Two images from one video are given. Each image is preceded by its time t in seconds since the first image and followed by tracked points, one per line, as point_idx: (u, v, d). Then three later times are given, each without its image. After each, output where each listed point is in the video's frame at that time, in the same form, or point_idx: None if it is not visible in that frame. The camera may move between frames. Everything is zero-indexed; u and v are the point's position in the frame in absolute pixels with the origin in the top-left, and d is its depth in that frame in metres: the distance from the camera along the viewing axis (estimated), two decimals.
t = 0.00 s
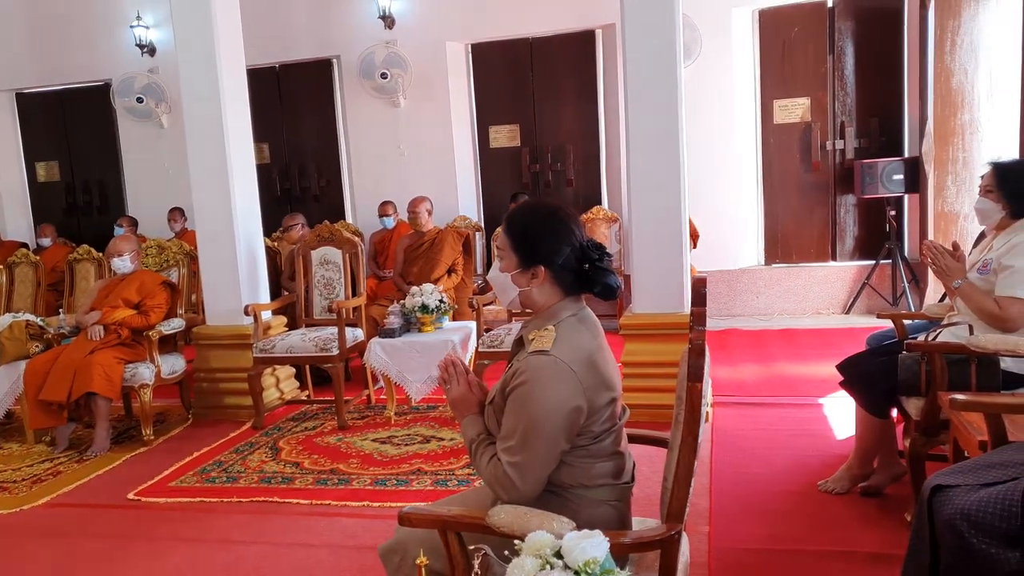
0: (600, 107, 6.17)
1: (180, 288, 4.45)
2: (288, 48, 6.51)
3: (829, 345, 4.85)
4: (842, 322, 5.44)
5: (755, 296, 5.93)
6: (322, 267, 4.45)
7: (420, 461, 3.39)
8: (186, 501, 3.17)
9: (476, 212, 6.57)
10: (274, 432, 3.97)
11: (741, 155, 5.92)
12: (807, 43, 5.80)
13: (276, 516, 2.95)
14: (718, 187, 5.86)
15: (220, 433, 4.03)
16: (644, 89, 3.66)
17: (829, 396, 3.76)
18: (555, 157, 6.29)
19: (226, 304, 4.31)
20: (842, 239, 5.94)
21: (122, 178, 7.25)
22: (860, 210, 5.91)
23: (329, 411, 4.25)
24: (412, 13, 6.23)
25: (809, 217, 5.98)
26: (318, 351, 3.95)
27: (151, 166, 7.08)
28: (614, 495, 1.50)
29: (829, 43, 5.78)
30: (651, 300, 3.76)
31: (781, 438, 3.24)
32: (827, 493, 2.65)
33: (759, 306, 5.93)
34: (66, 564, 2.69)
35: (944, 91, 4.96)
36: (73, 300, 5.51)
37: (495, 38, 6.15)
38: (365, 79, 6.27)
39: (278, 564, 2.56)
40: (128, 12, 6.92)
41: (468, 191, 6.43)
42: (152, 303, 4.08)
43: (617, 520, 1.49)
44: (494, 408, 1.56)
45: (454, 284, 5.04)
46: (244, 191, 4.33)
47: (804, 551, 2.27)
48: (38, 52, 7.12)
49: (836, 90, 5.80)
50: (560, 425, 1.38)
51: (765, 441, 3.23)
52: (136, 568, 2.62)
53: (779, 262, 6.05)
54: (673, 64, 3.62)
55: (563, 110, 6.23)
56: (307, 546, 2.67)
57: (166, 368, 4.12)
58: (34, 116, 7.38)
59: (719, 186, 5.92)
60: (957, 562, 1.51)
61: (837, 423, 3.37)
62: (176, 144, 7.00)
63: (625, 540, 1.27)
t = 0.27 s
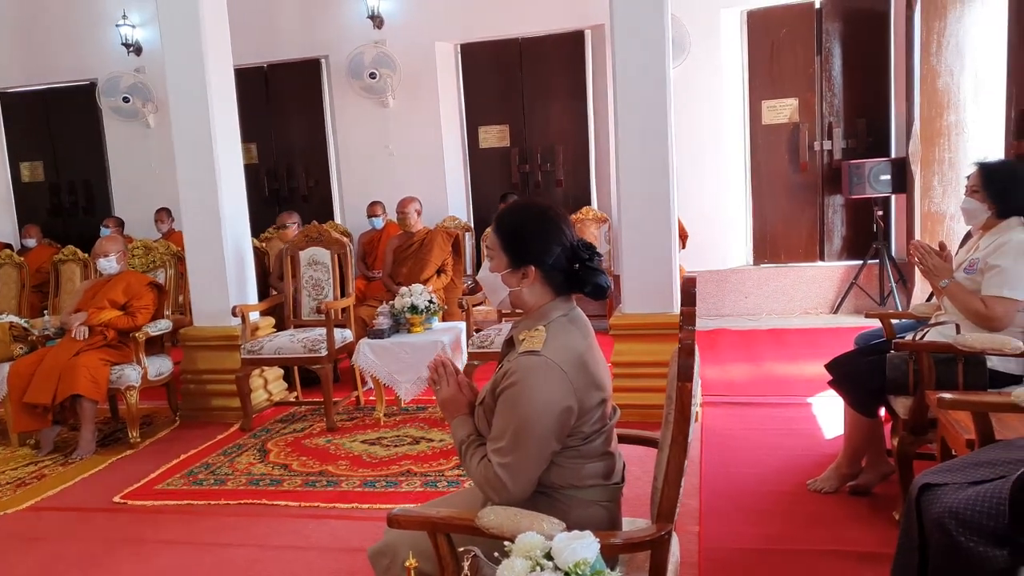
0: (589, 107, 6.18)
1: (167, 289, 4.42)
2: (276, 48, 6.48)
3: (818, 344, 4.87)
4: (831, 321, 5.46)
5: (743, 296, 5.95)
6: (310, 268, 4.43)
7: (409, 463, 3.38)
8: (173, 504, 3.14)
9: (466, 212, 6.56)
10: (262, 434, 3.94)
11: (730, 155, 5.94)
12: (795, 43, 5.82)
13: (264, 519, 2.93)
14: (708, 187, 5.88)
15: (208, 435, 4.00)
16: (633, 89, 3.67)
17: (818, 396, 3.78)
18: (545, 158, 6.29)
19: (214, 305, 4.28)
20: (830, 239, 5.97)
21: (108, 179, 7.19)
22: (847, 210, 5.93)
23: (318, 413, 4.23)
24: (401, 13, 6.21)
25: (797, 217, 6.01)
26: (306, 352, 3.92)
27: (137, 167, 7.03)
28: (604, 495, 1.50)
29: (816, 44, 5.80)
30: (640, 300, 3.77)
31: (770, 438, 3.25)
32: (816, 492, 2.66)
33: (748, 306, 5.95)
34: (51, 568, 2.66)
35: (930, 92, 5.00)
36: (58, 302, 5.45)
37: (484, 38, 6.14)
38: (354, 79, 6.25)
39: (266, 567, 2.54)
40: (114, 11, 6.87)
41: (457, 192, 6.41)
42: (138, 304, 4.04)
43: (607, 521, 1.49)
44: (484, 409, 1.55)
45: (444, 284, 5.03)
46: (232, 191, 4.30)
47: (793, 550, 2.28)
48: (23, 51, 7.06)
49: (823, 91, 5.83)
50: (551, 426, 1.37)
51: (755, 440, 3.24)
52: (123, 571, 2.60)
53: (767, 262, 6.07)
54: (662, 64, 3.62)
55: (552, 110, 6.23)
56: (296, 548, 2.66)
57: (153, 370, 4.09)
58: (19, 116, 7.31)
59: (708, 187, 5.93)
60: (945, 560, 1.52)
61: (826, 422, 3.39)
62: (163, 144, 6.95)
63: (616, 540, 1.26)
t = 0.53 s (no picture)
0: (574, 108, 6.18)
1: (149, 291, 4.38)
2: (259, 48, 6.44)
3: (801, 344, 4.90)
4: (814, 321, 5.51)
5: (727, 297, 5.98)
6: (294, 269, 4.40)
7: (395, 465, 3.36)
8: (155, 508, 3.11)
9: (451, 213, 6.54)
10: (246, 436, 3.92)
11: (714, 157, 5.97)
12: (778, 45, 5.86)
13: (248, 522, 2.90)
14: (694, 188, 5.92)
15: (191, 439, 3.97)
16: (617, 90, 3.68)
17: (801, 395, 3.80)
18: (530, 159, 6.29)
19: (196, 307, 4.24)
20: (813, 240, 6.01)
21: (89, 180, 7.11)
22: (830, 211, 5.98)
23: (303, 415, 4.21)
24: (385, 13, 6.19)
25: (780, 218, 6.05)
26: (290, 354, 3.90)
27: (118, 168, 6.96)
28: (590, 497, 1.49)
29: (799, 46, 5.84)
30: (625, 301, 3.78)
31: (755, 437, 3.27)
32: (800, 491, 2.68)
33: (732, 307, 5.99)
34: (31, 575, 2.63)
35: (911, 94, 5.06)
36: (37, 304, 5.38)
37: (469, 38, 6.13)
38: (338, 79, 6.23)
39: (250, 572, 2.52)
40: (94, 10, 6.79)
41: (442, 193, 6.40)
42: (119, 306, 4.00)
43: (593, 522, 1.49)
44: (471, 411, 1.55)
45: (429, 285, 5.01)
46: (214, 192, 4.26)
47: (778, 549, 2.29)
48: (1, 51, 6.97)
49: (806, 93, 5.86)
50: (537, 428, 1.37)
51: (739, 440, 3.25)
52: None
53: (751, 262, 6.10)
54: (646, 66, 3.63)
55: (537, 111, 6.23)
56: (280, 552, 2.64)
57: (135, 373, 4.05)
58: None
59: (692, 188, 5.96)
60: (929, 558, 1.53)
61: (809, 421, 3.41)
62: (145, 144, 6.89)
63: (602, 542, 1.26)
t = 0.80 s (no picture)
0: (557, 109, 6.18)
1: (127, 293, 4.32)
2: (239, 48, 6.38)
3: (783, 344, 4.93)
4: (795, 321, 5.54)
5: (710, 297, 6.00)
6: (275, 271, 4.37)
7: (377, 468, 3.34)
8: (134, 514, 3.07)
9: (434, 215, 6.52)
10: (227, 440, 3.88)
11: (696, 158, 5.99)
12: (759, 46, 5.88)
13: (228, 528, 2.87)
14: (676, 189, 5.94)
15: (171, 443, 3.92)
16: (599, 91, 3.67)
17: (783, 395, 3.83)
18: (513, 160, 6.28)
19: (176, 310, 4.19)
20: (794, 240, 6.05)
21: (66, 181, 7.01)
22: (811, 212, 6.02)
23: (284, 418, 4.17)
24: (367, 14, 6.16)
25: (762, 218, 6.08)
26: (271, 357, 3.86)
27: (96, 169, 6.87)
28: (573, 500, 1.49)
29: (780, 47, 5.87)
30: (608, 302, 3.78)
31: (737, 437, 3.28)
32: (782, 491, 2.69)
33: (714, 307, 6.01)
34: None
35: (890, 96, 5.10)
36: (12, 307, 5.30)
37: (451, 39, 6.11)
38: (319, 79, 6.19)
39: None
40: (71, 9, 6.70)
41: (424, 194, 6.37)
42: (96, 309, 3.95)
43: (576, 526, 1.48)
44: (453, 414, 1.54)
45: (412, 287, 4.99)
46: (194, 193, 4.22)
47: (761, 550, 2.30)
48: None
49: (787, 94, 5.90)
50: (520, 431, 1.36)
51: (721, 440, 3.26)
52: None
53: (733, 263, 6.13)
54: (628, 68, 3.64)
55: (519, 112, 6.22)
56: (261, 558, 2.61)
57: (114, 377, 3.99)
58: None
59: (674, 189, 5.98)
60: (908, 558, 1.54)
61: (791, 421, 3.43)
62: (123, 145, 6.81)
63: (585, 546, 1.26)
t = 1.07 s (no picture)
0: (539, 111, 6.19)
1: (105, 297, 4.27)
2: (219, 49, 6.34)
3: (764, 345, 4.97)
4: (776, 322, 5.58)
5: (692, 298, 6.03)
6: (256, 274, 4.34)
7: (360, 472, 3.32)
8: (113, 521, 3.03)
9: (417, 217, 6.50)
10: (208, 445, 3.84)
11: (678, 160, 6.02)
12: (740, 49, 5.92)
13: (209, 534, 2.85)
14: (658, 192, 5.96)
15: (150, 448, 3.88)
16: (581, 94, 3.68)
17: (764, 396, 3.85)
18: (496, 162, 6.28)
19: (155, 314, 4.15)
20: (775, 242, 6.09)
21: (43, 183, 6.92)
22: (792, 213, 6.07)
23: (265, 423, 4.14)
24: (348, 15, 6.14)
25: (743, 220, 6.12)
26: (252, 361, 3.84)
27: (74, 171, 6.79)
28: (555, 504, 1.49)
29: (761, 50, 5.91)
30: (590, 305, 3.78)
31: (719, 439, 3.30)
32: (764, 493, 2.70)
33: (696, 309, 6.04)
34: None
35: (869, 99, 5.16)
36: None
37: (434, 41, 6.10)
38: (300, 81, 6.15)
39: None
40: (48, 9, 6.62)
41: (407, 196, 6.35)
42: (74, 314, 3.91)
43: (558, 530, 1.48)
44: (434, 420, 1.53)
45: (394, 290, 4.98)
46: (173, 196, 4.18)
47: (742, 551, 2.31)
48: None
49: (768, 97, 5.94)
50: (501, 436, 1.36)
51: (703, 442, 3.28)
52: None
53: (715, 265, 6.16)
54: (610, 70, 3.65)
55: (502, 114, 6.22)
56: (242, 564, 2.59)
57: (92, 382, 3.94)
58: None
59: (657, 191, 6.01)
60: (886, 559, 1.55)
61: (773, 422, 3.45)
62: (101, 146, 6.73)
63: (567, 551, 1.26)
